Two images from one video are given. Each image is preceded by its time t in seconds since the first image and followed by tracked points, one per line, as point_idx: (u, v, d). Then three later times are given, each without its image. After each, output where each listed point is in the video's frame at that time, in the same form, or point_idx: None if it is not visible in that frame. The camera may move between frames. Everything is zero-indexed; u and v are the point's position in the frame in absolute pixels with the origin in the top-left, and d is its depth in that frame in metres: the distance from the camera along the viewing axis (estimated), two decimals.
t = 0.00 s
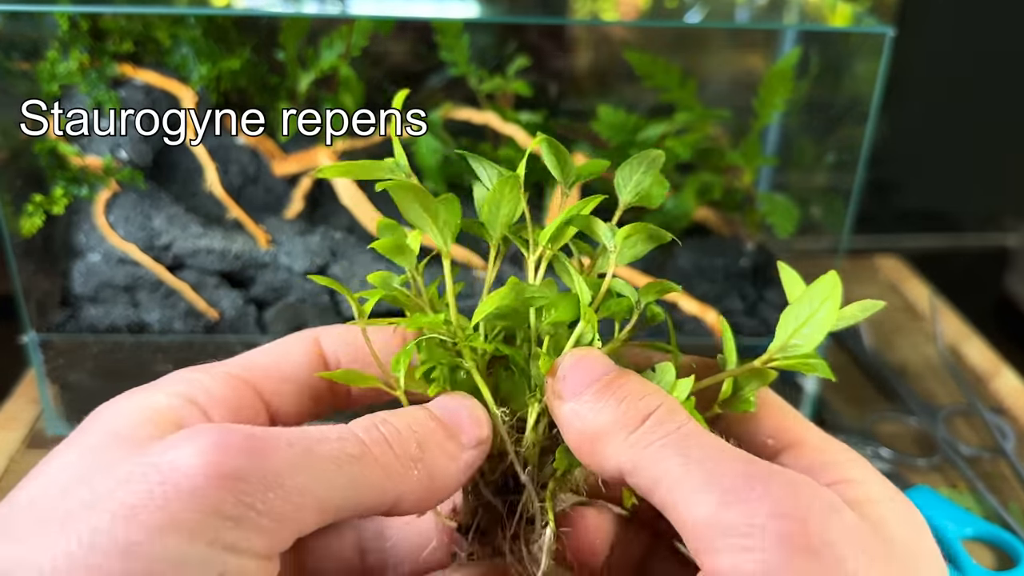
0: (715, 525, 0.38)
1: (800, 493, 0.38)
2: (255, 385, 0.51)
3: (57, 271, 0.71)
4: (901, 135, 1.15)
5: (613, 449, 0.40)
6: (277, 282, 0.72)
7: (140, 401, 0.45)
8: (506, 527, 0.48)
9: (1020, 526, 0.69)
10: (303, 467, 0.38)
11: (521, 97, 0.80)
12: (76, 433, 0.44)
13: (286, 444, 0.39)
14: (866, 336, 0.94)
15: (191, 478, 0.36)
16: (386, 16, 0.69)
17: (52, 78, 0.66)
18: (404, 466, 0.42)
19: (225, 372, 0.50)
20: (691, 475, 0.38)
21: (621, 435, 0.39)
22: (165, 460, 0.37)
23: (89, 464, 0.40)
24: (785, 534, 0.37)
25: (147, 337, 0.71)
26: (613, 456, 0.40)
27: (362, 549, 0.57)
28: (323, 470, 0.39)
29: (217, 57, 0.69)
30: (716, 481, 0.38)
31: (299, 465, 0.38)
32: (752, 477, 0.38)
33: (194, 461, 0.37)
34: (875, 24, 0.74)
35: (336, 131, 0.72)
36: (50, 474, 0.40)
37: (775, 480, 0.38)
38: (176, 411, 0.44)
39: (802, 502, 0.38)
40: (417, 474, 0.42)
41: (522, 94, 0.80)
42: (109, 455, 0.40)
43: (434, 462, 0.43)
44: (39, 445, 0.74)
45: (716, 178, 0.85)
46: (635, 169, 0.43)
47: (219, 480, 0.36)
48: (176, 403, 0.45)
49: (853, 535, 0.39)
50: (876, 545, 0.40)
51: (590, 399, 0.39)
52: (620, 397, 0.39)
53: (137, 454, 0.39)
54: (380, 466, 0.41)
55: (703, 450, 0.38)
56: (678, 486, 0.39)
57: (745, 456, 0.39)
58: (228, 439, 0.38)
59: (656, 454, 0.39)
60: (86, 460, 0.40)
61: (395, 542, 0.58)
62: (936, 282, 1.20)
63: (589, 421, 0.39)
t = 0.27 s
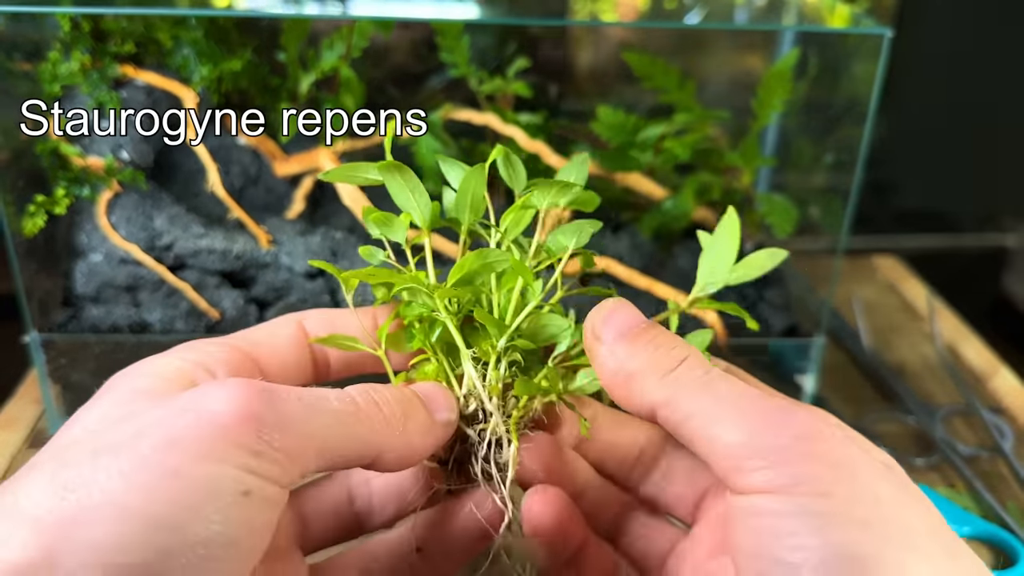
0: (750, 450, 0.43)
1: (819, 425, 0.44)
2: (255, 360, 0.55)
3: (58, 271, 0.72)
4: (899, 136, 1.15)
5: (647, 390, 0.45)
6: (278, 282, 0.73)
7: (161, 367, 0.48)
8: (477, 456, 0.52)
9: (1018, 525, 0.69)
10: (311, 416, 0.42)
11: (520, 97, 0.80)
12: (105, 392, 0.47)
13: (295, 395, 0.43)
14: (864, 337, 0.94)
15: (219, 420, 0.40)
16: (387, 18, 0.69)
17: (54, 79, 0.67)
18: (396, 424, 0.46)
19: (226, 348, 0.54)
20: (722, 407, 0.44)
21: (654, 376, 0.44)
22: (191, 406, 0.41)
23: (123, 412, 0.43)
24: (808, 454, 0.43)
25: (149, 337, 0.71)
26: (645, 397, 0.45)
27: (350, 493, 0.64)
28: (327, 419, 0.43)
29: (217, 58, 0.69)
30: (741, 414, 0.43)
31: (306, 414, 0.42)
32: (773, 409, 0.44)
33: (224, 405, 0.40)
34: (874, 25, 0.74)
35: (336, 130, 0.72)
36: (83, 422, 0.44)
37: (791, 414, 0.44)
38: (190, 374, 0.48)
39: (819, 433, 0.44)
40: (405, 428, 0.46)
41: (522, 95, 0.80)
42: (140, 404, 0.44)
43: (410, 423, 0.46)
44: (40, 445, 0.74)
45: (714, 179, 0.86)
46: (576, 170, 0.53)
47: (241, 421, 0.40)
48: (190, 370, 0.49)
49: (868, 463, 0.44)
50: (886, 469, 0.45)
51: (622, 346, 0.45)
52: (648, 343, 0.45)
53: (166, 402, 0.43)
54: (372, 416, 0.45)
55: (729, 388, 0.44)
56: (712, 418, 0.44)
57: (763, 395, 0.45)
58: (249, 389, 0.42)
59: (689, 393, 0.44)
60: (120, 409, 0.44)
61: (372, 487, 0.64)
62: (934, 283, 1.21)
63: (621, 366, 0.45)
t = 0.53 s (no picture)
0: (734, 427, 0.42)
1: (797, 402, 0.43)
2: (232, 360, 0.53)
3: (60, 271, 0.72)
4: (898, 136, 1.15)
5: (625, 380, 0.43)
6: (278, 282, 0.72)
7: (151, 370, 0.48)
8: (445, 455, 0.52)
9: (1017, 525, 0.69)
10: (293, 423, 0.43)
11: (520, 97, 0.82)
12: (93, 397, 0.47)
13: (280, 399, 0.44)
14: (862, 337, 0.94)
15: (211, 427, 0.41)
16: (387, 19, 0.69)
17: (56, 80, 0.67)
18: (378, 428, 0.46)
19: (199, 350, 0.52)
20: (703, 389, 0.42)
21: (633, 364, 0.43)
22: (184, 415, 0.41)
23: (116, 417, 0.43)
24: (790, 430, 0.42)
25: (150, 338, 0.72)
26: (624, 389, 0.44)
27: (325, 489, 0.65)
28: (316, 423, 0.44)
29: (218, 59, 0.70)
30: (719, 394, 0.42)
31: (289, 421, 0.43)
32: (749, 387, 0.42)
33: (215, 414, 0.41)
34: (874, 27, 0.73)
35: (336, 131, 0.73)
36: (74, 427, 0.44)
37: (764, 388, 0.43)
38: (179, 381, 0.48)
39: (801, 411, 0.42)
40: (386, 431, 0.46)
41: (522, 96, 0.82)
42: (133, 409, 0.44)
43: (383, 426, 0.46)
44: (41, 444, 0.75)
45: (713, 179, 0.86)
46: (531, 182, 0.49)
47: (233, 428, 0.41)
48: (178, 377, 0.48)
49: (849, 437, 0.43)
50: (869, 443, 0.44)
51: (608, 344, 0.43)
52: (628, 341, 0.43)
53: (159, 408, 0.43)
54: (347, 421, 0.45)
55: (710, 376, 0.43)
56: (692, 399, 0.42)
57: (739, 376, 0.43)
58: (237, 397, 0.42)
59: (667, 379, 0.43)
60: (111, 415, 0.44)
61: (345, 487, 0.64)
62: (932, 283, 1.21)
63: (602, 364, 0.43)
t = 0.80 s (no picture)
0: (795, 435, 0.45)
1: (859, 410, 0.45)
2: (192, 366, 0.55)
3: (65, 271, 0.73)
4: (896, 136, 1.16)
5: (699, 403, 0.49)
6: (281, 282, 0.72)
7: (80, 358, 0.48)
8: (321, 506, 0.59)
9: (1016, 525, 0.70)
10: (226, 446, 0.46)
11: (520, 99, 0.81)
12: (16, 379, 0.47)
13: (219, 428, 0.46)
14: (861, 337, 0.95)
15: (156, 448, 0.43)
16: (386, 20, 0.69)
17: (59, 81, 0.68)
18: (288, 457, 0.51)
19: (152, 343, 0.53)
20: (772, 402, 0.45)
21: (707, 389, 0.48)
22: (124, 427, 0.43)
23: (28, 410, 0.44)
24: (845, 438, 0.44)
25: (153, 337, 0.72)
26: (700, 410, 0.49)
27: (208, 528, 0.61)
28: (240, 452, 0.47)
29: (220, 61, 0.71)
30: (780, 404, 0.45)
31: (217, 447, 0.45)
32: (807, 398, 0.45)
33: (165, 438, 0.43)
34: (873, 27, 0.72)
35: (336, 131, 0.74)
36: None
37: (807, 395, 0.45)
38: (114, 376, 0.48)
39: (853, 420, 0.44)
40: (283, 464, 0.50)
41: (521, 98, 0.80)
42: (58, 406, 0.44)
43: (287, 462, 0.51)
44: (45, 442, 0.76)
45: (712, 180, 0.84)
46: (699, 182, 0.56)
47: (131, 441, 0.43)
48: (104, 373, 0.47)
49: (908, 443, 0.44)
50: (932, 449, 0.45)
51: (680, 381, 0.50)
52: (708, 373, 0.49)
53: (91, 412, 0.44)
54: (271, 450, 0.49)
55: (767, 389, 0.46)
56: (760, 410, 0.46)
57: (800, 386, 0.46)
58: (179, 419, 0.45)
59: (733, 395, 0.47)
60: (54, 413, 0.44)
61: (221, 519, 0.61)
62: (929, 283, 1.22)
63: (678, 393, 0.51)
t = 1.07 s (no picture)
0: (832, 460, 0.44)
1: (898, 431, 0.44)
2: (212, 362, 0.57)
3: (66, 271, 0.73)
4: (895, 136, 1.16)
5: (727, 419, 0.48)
6: (281, 282, 0.72)
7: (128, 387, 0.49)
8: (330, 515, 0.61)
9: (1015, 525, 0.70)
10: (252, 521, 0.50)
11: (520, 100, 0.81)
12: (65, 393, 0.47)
13: (247, 506, 0.50)
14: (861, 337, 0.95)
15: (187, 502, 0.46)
16: (386, 20, 0.69)
17: (60, 82, 0.68)
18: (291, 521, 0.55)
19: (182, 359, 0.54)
20: (812, 425, 0.44)
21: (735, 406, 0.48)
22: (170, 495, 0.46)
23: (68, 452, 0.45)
24: (884, 463, 0.43)
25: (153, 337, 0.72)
26: (726, 424, 0.48)
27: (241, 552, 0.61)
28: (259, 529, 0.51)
29: (220, 62, 0.71)
30: (817, 425, 0.44)
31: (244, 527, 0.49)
32: (844, 418, 0.44)
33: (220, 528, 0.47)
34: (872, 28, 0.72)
35: (336, 131, 0.74)
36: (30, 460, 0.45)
37: (842, 415, 0.44)
38: (155, 413, 0.49)
39: (891, 443, 0.43)
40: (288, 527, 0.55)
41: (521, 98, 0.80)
42: (99, 453, 0.45)
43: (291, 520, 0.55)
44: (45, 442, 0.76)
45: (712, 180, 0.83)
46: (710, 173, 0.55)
47: (178, 518, 0.45)
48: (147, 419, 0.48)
49: (940, 459, 0.44)
50: (965, 468, 0.44)
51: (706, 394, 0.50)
52: (736, 391, 0.49)
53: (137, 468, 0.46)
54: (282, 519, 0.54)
55: (801, 408, 0.45)
56: (794, 431, 0.45)
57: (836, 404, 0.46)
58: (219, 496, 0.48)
59: (765, 415, 0.46)
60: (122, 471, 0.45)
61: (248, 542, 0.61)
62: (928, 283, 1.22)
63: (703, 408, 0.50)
